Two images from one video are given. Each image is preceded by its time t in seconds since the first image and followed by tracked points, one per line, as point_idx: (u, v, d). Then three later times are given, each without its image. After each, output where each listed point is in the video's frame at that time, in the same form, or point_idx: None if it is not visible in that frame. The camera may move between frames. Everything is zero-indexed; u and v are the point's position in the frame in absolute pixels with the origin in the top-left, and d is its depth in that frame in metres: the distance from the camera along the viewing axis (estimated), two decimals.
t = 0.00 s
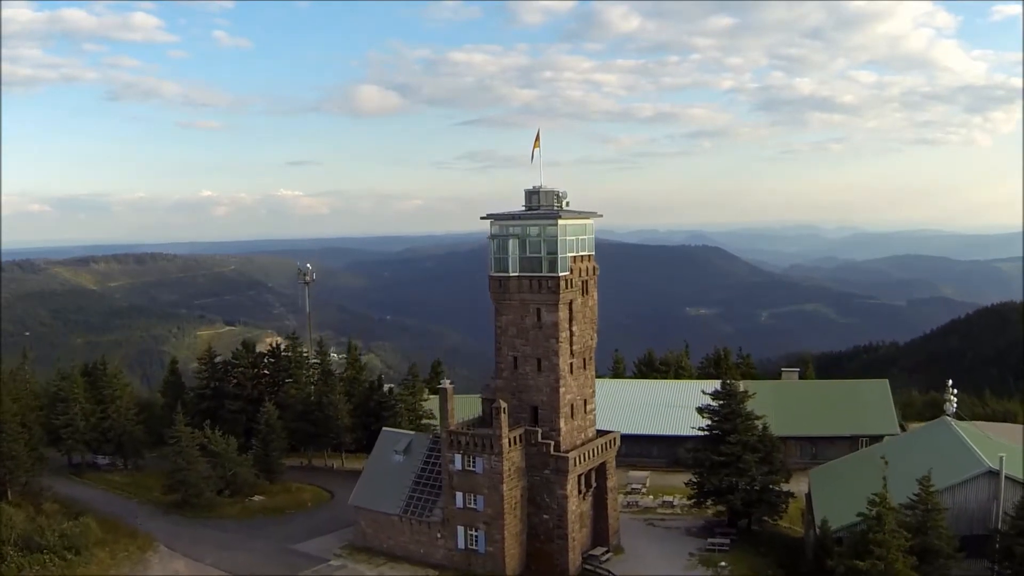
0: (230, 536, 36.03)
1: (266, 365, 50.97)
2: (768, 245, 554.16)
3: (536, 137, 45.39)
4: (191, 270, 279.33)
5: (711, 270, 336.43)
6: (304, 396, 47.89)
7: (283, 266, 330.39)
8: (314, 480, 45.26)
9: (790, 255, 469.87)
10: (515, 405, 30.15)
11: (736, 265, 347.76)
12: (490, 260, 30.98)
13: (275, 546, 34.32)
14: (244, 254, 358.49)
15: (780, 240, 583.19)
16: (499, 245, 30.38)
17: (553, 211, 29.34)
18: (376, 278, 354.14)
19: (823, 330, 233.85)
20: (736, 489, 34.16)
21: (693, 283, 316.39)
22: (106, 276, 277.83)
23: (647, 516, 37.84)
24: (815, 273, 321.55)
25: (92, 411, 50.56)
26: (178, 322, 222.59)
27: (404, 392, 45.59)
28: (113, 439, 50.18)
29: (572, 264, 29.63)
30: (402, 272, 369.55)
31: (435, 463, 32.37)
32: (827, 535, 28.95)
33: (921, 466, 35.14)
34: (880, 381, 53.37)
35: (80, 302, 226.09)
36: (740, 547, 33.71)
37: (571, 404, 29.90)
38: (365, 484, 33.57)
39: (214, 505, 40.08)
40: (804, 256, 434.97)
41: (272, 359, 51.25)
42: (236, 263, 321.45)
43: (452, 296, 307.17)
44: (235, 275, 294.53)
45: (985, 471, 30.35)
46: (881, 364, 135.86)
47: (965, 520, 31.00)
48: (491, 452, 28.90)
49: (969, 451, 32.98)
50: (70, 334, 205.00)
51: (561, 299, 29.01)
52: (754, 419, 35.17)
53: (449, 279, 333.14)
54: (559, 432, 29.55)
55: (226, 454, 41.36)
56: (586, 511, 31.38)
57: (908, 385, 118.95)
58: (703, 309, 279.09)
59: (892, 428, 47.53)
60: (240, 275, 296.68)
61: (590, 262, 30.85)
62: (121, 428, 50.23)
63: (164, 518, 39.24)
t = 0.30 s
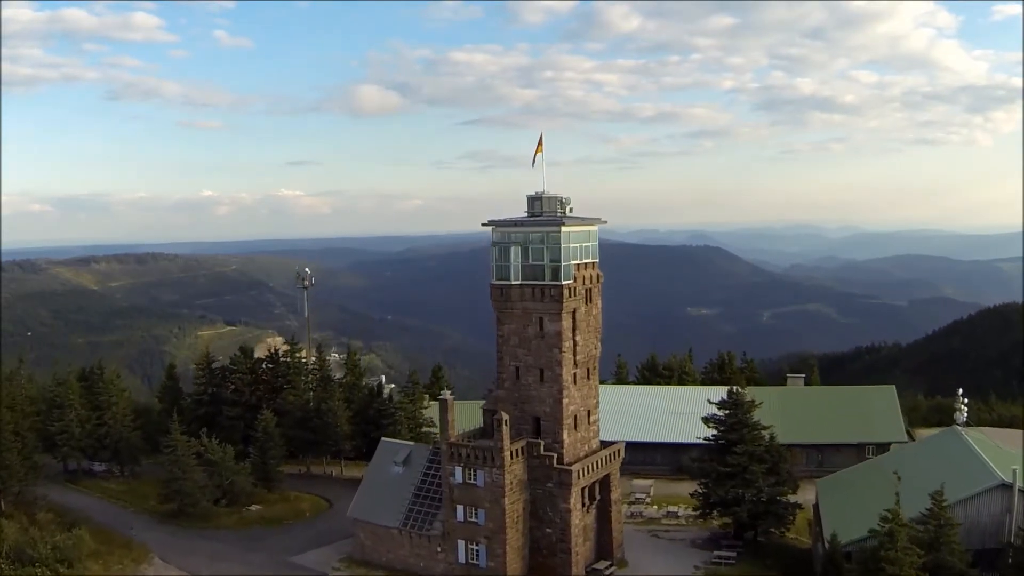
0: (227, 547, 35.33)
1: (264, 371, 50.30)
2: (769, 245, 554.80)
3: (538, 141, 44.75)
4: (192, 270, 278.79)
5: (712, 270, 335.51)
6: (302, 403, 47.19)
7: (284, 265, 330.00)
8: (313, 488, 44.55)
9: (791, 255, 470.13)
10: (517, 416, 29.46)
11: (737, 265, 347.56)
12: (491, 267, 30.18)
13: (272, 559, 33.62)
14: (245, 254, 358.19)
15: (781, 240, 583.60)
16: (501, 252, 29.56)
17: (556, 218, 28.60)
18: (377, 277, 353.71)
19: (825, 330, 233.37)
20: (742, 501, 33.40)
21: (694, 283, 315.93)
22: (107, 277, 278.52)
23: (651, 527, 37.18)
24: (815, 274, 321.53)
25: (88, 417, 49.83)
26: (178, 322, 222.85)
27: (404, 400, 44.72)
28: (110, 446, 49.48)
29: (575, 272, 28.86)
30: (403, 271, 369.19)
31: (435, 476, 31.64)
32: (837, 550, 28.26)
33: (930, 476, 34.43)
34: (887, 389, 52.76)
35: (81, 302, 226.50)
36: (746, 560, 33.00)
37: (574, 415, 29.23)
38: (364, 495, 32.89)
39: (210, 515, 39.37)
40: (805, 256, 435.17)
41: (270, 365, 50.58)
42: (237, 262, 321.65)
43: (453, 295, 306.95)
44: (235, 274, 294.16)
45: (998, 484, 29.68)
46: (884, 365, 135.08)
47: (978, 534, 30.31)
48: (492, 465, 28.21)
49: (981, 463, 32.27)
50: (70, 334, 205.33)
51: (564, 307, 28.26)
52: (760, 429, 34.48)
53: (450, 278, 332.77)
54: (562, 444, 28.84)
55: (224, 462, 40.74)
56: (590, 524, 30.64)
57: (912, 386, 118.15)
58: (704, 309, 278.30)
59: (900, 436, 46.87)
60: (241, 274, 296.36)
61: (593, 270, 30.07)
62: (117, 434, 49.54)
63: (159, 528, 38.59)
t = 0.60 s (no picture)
0: (221, 561, 34.64)
1: (262, 377, 49.69)
2: (770, 245, 554.43)
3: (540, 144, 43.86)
4: (193, 270, 278.33)
5: (714, 270, 334.54)
6: (300, 411, 46.49)
7: (286, 266, 329.53)
8: (311, 498, 43.80)
9: (792, 255, 469.39)
10: (519, 429, 28.66)
11: (739, 265, 346.86)
12: (493, 275, 29.28)
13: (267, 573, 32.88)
14: (246, 254, 357.76)
15: (782, 240, 583.38)
16: (502, 261, 28.70)
17: (560, 226, 27.75)
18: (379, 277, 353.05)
19: (827, 332, 232.65)
20: (750, 514, 32.61)
21: (696, 283, 315.05)
22: (108, 277, 278.40)
23: (656, 539, 36.38)
24: (817, 274, 320.81)
25: (84, 424, 49.16)
26: (179, 322, 222.44)
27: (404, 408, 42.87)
28: (105, 455, 48.80)
29: (579, 282, 27.98)
30: (405, 271, 368.43)
31: (435, 490, 30.89)
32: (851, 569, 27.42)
33: (942, 488, 33.63)
34: (894, 395, 52.09)
35: (82, 302, 226.24)
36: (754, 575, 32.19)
37: (578, 428, 28.43)
38: (363, 509, 32.16)
39: (206, 526, 38.62)
40: (807, 257, 434.79)
41: (268, 372, 49.93)
42: (239, 263, 321.47)
43: (454, 295, 306.34)
44: (236, 274, 293.67)
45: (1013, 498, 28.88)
46: (887, 366, 134.18)
47: (993, 550, 29.52)
48: (494, 480, 27.41)
49: (995, 476, 31.50)
50: (71, 334, 204.97)
51: (568, 317, 27.41)
52: (768, 440, 33.68)
53: (452, 278, 331.99)
54: (566, 457, 28.02)
55: (220, 472, 40.02)
56: (594, 539, 29.82)
57: (915, 389, 117.26)
58: (705, 309, 277.33)
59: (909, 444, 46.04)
60: (242, 274, 295.81)
61: (598, 278, 29.17)
62: (112, 443, 48.81)
63: (154, 540, 37.91)
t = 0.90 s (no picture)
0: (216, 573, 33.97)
1: (260, 383, 49.04)
2: (772, 245, 553.90)
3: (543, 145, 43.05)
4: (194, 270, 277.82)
5: (714, 269, 333.65)
6: (298, 418, 45.80)
7: (286, 266, 329.14)
8: (308, 506, 43.11)
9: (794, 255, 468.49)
10: (521, 442, 27.94)
11: (740, 265, 346.16)
12: (493, 283, 28.55)
13: None
14: (247, 254, 357.32)
15: (784, 240, 582.72)
16: (503, 268, 27.95)
17: (563, 233, 26.97)
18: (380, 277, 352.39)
19: (829, 332, 231.96)
20: (756, 527, 31.85)
21: (697, 282, 314.34)
22: (108, 277, 277.82)
23: (660, 551, 35.65)
24: (819, 274, 320.15)
25: (79, 432, 48.43)
26: (180, 321, 221.98)
27: (403, 416, 41.76)
28: (100, 462, 48.14)
29: (583, 290, 27.20)
30: (406, 271, 368.06)
31: (435, 503, 30.17)
32: None
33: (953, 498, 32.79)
34: (902, 401, 51.33)
35: (82, 302, 225.53)
36: None
37: (581, 440, 27.71)
38: (361, 522, 31.45)
39: (202, 537, 37.95)
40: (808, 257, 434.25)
41: (265, 378, 49.25)
42: (239, 263, 321.14)
43: (454, 295, 305.75)
44: (237, 274, 293.17)
45: None
46: (889, 366, 133.28)
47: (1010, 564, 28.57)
48: (496, 494, 26.65)
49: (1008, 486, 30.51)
50: (71, 334, 204.33)
51: (571, 327, 26.62)
52: (775, 451, 32.95)
53: (453, 277, 331.37)
54: (569, 471, 27.31)
55: (216, 482, 39.32)
56: (598, 553, 29.05)
57: (917, 390, 116.36)
58: (706, 309, 276.41)
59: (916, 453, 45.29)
60: (243, 274, 295.31)
61: (602, 286, 28.40)
62: (108, 450, 48.14)
63: (149, 552, 37.17)
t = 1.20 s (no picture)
0: None
1: (257, 390, 48.36)
2: (773, 246, 553.72)
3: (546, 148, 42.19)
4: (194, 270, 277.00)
5: (715, 269, 332.99)
6: (295, 426, 45.09)
7: (287, 265, 328.81)
8: (305, 516, 42.38)
9: (795, 256, 467.99)
10: (522, 454, 27.22)
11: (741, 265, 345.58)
12: (494, 293, 27.73)
13: None
14: (248, 254, 356.76)
15: (784, 241, 582.33)
16: (504, 277, 27.25)
17: (567, 239, 26.19)
18: (381, 277, 352.00)
19: (830, 333, 231.23)
20: (763, 540, 31.14)
21: (699, 282, 313.58)
22: (109, 277, 277.31)
23: (664, 564, 34.98)
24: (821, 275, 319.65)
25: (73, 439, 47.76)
26: (180, 321, 221.52)
27: (403, 425, 40.90)
28: (94, 469, 47.41)
29: (586, 299, 26.47)
30: (407, 271, 367.66)
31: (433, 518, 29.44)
32: None
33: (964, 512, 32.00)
34: (908, 407, 50.73)
35: (82, 302, 224.92)
36: None
37: (584, 453, 26.98)
38: (358, 537, 30.73)
39: (196, 549, 37.23)
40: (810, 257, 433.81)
41: (262, 385, 48.61)
42: (240, 263, 320.84)
43: (454, 295, 305.27)
44: (238, 274, 292.81)
45: None
46: (890, 367, 132.63)
47: None
48: (496, 510, 25.90)
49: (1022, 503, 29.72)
50: (71, 334, 203.57)
51: (574, 338, 25.86)
52: (782, 464, 32.20)
53: (454, 277, 330.74)
54: (571, 485, 26.55)
55: (212, 491, 38.70)
56: (601, 569, 28.23)
57: (920, 391, 115.68)
58: (708, 308, 275.70)
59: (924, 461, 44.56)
60: (244, 274, 294.97)
61: (606, 296, 27.66)
62: (102, 458, 47.46)
63: (143, 564, 36.53)
